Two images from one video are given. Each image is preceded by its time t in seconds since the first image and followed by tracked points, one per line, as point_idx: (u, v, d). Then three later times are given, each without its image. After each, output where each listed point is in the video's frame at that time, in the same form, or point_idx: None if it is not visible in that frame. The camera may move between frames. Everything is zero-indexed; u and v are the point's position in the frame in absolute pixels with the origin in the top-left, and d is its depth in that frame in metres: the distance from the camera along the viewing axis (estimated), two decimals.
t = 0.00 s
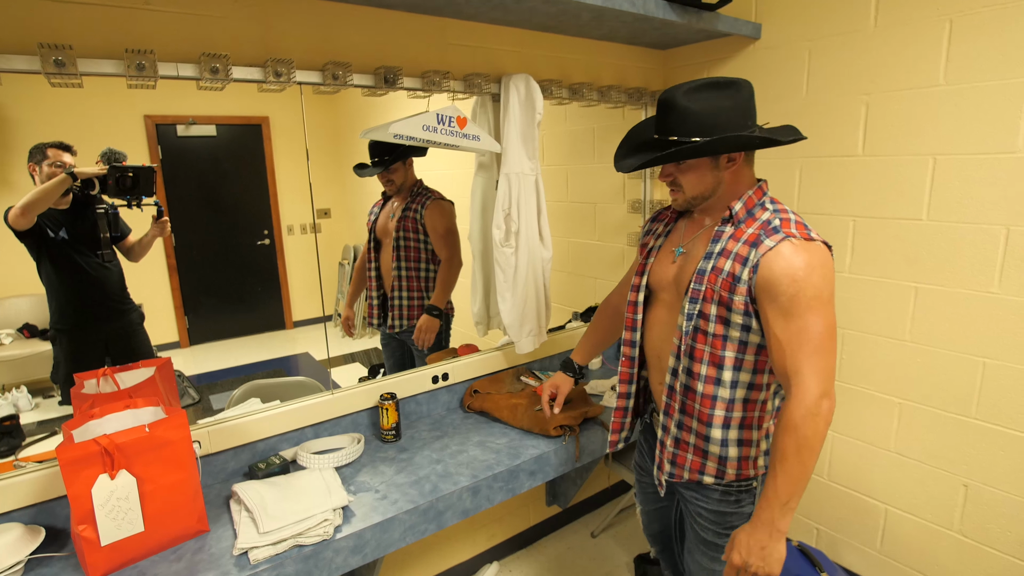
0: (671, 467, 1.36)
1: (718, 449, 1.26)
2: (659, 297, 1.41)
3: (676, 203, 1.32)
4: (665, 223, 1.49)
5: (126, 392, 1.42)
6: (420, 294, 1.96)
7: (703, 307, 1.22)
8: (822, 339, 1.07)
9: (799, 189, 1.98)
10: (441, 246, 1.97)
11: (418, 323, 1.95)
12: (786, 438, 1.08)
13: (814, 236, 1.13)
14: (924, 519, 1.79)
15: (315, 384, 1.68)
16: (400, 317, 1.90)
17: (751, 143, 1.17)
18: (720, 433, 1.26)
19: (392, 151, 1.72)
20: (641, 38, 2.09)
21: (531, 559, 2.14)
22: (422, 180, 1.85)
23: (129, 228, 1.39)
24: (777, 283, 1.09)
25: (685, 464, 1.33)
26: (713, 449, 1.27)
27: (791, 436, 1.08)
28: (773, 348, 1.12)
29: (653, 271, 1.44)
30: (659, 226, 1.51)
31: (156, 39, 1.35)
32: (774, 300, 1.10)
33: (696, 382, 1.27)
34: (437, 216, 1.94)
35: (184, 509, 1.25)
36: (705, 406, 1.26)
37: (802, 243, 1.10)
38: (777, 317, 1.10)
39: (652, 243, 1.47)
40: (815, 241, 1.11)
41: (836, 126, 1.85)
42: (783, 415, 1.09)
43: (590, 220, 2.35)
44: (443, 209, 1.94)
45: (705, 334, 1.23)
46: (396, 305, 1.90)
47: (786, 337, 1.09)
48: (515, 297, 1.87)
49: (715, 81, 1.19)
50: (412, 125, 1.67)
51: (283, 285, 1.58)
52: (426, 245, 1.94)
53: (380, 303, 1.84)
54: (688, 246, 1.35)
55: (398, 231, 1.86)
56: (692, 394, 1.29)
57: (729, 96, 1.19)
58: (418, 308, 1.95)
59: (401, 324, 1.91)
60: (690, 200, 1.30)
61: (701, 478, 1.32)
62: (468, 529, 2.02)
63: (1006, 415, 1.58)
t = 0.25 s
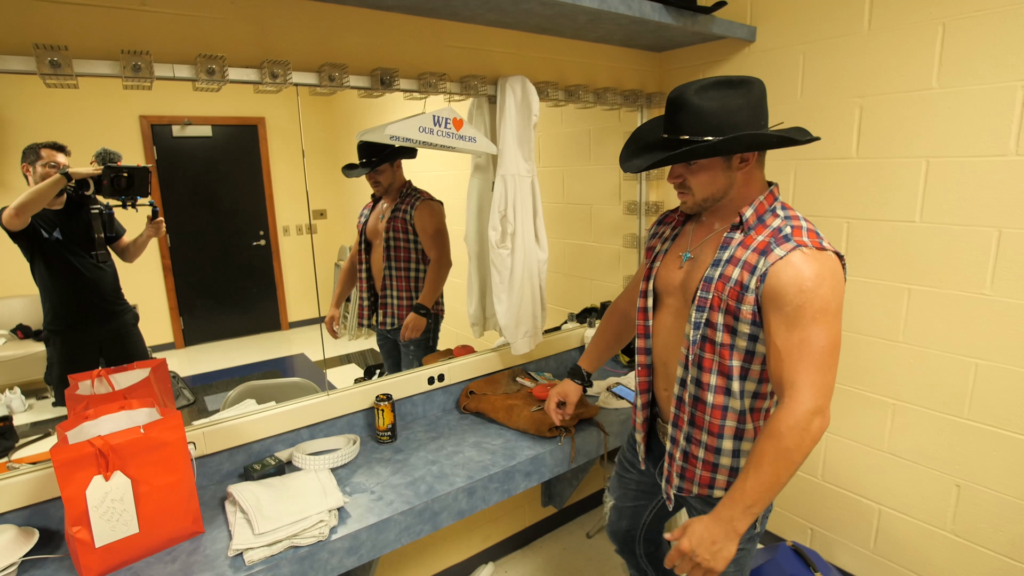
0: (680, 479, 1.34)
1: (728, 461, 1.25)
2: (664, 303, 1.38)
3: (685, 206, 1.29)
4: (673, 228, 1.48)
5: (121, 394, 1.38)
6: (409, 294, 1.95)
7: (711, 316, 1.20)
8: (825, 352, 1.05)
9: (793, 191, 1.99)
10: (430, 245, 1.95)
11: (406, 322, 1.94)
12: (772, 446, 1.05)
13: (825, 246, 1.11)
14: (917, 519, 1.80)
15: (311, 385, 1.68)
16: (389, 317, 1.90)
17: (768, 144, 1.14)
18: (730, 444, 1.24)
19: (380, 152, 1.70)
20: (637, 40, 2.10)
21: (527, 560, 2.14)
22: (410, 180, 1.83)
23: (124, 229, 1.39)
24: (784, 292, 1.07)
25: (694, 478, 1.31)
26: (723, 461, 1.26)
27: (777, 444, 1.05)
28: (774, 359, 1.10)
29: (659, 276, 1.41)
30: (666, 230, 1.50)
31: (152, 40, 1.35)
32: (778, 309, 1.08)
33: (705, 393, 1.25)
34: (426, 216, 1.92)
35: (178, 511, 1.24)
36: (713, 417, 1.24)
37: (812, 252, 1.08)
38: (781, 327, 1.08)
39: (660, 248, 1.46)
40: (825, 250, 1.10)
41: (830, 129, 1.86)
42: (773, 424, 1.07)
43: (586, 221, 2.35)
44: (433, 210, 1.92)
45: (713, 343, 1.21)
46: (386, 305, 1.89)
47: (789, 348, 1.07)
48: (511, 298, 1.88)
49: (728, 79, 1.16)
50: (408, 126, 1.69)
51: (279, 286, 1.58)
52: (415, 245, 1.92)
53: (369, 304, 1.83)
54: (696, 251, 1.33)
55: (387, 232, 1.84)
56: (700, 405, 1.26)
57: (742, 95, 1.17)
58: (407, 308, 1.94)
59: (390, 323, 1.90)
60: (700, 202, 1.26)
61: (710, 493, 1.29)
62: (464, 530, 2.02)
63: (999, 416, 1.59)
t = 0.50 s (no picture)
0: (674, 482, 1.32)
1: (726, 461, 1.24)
2: (655, 304, 1.38)
3: (713, 193, 1.24)
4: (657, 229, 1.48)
5: (115, 392, 1.39)
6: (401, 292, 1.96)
7: (709, 316, 1.20)
8: (828, 346, 1.06)
9: (787, 190, 2.00)
10: (424, 244, 1.97)
11: (399, 319, 1.96)
12: (772, 427, 1.05)
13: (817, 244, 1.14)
14: (910, 517, 1.81)
15: (307, 384, 1.68)
16: (383, 314, 1.91)
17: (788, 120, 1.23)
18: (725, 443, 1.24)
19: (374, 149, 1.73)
20: (632, 39, 2.10)
21: (522, 558, 2.14)
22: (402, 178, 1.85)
23: (119, 226, 1.38)
24: (785, 287, 1.09)
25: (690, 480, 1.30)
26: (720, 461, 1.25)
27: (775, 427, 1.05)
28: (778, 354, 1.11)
29: (648, 278, 1.41)
30: (648, 231, 1.50)
31: (146, 37, 1.34)
32: (780, 305, 1.09)
33: (702, 393, 1.24)
34: (417, 214, 1.94)
35: (172, 509, 1.24)
36: (710, 417, 1.23)
37: (807, 250, 1.11)
38: (783, 322, 1.09)
39: (646, 250, 1.46)
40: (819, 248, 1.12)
41: (824, 129, 1.87)
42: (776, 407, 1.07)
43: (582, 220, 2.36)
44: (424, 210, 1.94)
45: (711, 343, 1.20)
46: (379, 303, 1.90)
47: (792, 342, 1.08)
48: (506, 296, 1.88)
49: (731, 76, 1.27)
50: (403, 125, 1.69)
51: (274, 284, 1.58)
52: (405, 244, 1.93)
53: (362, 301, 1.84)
54: (689, 251, 1.33)
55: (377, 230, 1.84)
56: (696, 405, 1.25)
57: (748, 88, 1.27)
58: (399, 306, 1.96)
59: (384, 320, 1.91)
60: (730, 184, 1.24)
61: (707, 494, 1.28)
62: (459, 529, 2.02)
63: (989, 415, 1.61)
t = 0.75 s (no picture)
0: (668, 482, 1.32)
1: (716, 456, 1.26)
2: (636, 306, 1.39)
3: (692, 195, 1.28)
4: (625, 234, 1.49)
5: (114, 391, 1.39)
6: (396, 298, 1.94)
7: (698, 312, 1.23)
8: (817, 327, 1.14)
9: (788, 193, 1.99)
10: (418, 252, 1.96)
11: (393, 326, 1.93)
12: (790, 399, 1.09)
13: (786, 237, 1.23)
14: (910, 522, 1.80)
15: (307, 384, 1.68)
16: (377, 319, 1.89)
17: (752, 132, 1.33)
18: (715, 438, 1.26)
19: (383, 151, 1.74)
20: (633, 41, 2.10)
21: (521, 560, 2.14)
22: (413, 182, 1.87)
23: (123, 225, 1.38)
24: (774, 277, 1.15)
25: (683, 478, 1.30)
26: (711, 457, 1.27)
27: (793, 397, 1.09)
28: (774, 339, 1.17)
29: (626, 281, 1.42)
30: (617, 236, 1.50)
31: (148, 37, 1.35)
32: (772, 294, 1.15)
33: (692, 390, 1.26)
34: (415, 222, 1.93)
35: (170, 509, 1.24)
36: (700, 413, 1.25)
37: (780, 244, 1.18)
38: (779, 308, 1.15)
39: (620, 254, 1.46)
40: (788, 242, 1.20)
41: (826, 131, 1.87)
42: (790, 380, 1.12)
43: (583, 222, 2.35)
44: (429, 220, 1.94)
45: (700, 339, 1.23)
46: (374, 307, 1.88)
47: (790, 326, 1.14)
48: (506, 298, 1.88)
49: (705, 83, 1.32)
50: (402, 126, 1.69)
51: (274, 285, 1.58)
52: (402, 251, 1.92)
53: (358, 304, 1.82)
54: (669, 252, 1.35)
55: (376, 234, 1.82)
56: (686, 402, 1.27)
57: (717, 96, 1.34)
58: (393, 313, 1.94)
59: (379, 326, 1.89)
60: (707, 187, 1.29)
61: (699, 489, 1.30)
62: (458, 530, 2.02)
63: (990, 419, 1.60)
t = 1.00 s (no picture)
0: (655, 474, 1.33)
1: (704, 446, 1.27)
2: (621, 306, 1.39)
3: (666, 192, 1.32)
4: (599, 237, 1.48)
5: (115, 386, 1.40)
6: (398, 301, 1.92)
7: (687, 308, 1.25)
8: (800, 310, 1.20)
9: (793, 194, 1.98)
10: (416, 257, 1.94)
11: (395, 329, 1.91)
12: (815, 381, 1.12)
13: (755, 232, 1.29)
14: (914, 526, 1.79)
15: (309, 381, 1.68)
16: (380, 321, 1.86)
17: (717, 134, 1.39)
18: (706, 429, 1.27)
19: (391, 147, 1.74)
20: (638, 40, 2.09)
21: (521, 560, 2.14)
22: (422, 183, 1.87)
23: (130, 221, 1.39)
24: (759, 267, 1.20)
25: (672, 471, 1.30)
26: (699, 448, 1.28)
27: (817, 378, 1.12)
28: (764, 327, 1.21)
29: (609, 283, 1.41)
30: (595, 240, 1.48)
31: (153, 35, 1.35)
32: (759, 283, 1.20)
33: (682, 384, 1.26)
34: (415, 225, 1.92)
35: (171, 505, 1.25)
36: (693, 406, 1.26)
37: (757, 238, 1.24)
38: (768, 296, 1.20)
39: (601, 256, 1.44)
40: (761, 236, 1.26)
41: (832, 132, 1.85)
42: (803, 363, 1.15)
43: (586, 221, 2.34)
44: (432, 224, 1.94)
45: (690, 333, 1.25)
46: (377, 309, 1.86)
47: (781, 312, 1.19)
48: (508, 298, 1.88)
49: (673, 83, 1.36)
50: (405, 123, 1.68)
51: (276, 282, 1.58)
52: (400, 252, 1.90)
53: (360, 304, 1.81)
54: (651, 252, 1.37)
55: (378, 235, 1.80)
56: (677, 396, 1.27)
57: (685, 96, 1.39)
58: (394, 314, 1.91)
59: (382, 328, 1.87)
60: (679, 184, 1.33)
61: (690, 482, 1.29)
62: (458, 530, 2.02)
63: (996, 423, 1.58)
